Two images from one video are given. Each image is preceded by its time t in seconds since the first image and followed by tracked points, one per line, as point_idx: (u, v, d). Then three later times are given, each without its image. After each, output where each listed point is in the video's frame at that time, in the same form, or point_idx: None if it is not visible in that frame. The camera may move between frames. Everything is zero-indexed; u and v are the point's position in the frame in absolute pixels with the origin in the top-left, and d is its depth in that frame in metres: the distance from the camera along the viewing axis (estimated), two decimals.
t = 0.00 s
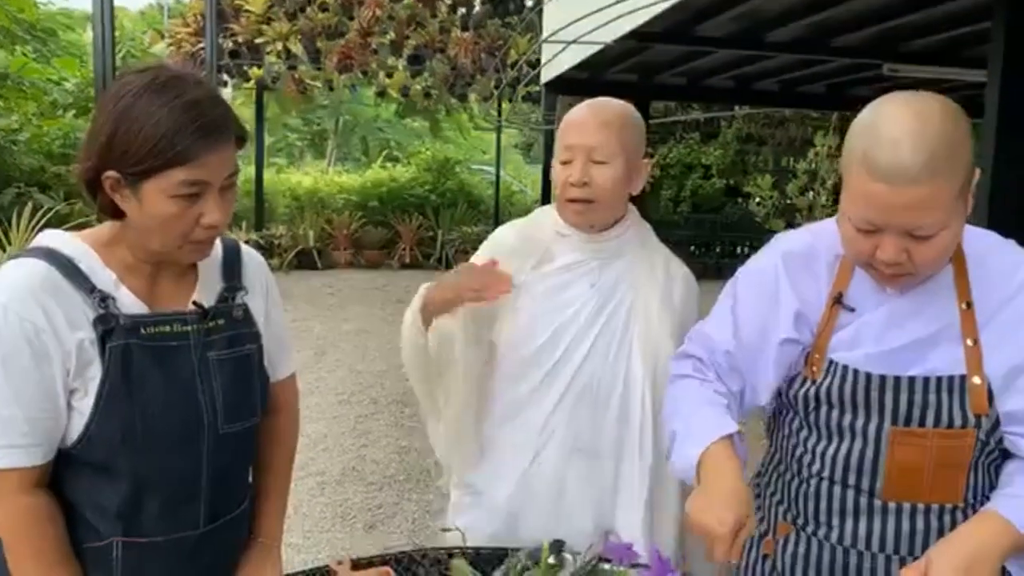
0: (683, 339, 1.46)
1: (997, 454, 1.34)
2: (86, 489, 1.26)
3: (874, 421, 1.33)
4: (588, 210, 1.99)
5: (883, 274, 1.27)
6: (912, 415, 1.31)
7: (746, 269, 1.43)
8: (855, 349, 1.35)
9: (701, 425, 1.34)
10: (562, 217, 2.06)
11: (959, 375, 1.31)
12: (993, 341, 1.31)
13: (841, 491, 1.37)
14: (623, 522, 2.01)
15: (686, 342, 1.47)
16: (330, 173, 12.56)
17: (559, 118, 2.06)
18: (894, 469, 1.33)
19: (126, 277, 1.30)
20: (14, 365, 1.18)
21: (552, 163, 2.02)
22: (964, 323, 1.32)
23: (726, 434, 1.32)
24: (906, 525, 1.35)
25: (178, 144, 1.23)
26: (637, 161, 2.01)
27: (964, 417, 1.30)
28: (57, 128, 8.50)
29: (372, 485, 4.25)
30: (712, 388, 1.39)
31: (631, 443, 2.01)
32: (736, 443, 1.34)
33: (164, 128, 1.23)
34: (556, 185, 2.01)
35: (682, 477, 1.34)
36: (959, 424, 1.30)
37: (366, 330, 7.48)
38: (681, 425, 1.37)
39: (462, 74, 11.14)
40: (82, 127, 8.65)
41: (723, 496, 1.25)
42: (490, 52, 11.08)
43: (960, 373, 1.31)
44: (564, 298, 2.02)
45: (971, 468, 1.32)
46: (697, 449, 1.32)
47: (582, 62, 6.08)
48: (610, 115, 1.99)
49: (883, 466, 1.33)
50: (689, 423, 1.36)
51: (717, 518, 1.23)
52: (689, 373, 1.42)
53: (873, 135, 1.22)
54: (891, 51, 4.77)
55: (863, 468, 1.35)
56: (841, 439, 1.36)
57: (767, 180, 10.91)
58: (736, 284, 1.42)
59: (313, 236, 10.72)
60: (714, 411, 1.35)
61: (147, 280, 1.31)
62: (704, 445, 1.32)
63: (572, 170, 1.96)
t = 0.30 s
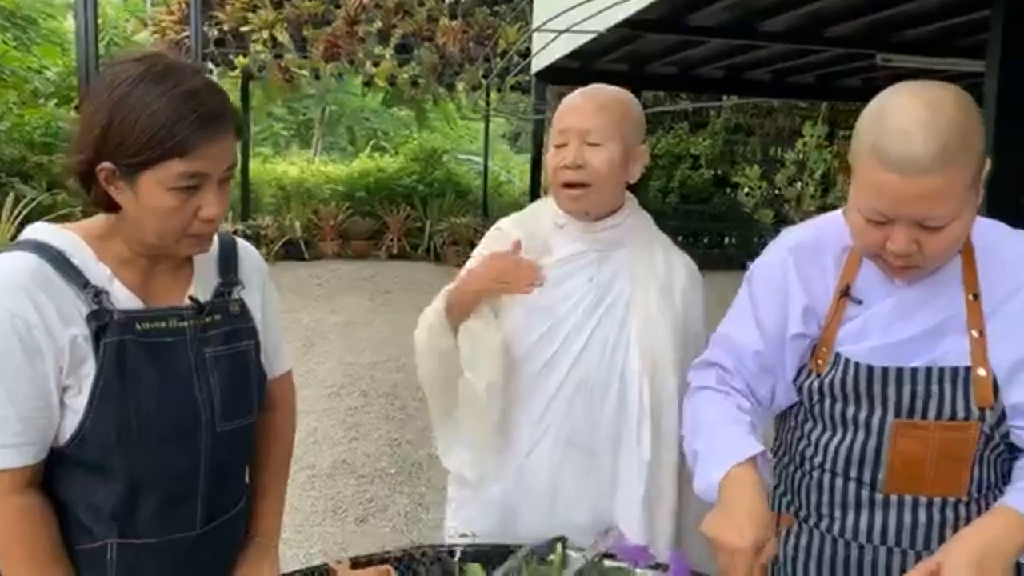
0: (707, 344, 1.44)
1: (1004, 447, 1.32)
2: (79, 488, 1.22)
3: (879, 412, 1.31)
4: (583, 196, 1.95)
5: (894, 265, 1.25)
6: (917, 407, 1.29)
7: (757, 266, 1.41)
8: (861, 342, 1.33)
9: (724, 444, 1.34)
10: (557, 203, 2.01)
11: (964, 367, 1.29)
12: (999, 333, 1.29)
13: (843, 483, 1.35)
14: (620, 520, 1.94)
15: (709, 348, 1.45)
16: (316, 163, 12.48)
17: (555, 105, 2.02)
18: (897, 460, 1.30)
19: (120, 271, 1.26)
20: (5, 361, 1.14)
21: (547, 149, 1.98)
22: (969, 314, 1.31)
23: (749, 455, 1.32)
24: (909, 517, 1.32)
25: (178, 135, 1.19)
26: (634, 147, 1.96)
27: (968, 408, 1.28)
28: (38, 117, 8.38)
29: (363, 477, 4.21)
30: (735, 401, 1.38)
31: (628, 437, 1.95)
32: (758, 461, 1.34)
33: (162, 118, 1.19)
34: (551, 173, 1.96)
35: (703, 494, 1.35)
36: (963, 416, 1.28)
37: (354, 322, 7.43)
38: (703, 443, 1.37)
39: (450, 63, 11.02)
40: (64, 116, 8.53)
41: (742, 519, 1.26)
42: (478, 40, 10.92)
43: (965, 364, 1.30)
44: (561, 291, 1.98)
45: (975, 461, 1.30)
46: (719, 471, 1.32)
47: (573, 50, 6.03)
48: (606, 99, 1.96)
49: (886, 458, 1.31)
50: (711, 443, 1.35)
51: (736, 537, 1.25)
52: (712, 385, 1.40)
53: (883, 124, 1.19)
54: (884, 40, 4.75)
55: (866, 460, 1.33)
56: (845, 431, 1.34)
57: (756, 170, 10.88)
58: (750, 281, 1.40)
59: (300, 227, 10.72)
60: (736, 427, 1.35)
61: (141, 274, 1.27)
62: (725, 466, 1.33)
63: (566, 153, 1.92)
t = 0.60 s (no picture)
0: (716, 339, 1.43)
1: (1007, 438, 1.32)
2: (79, 485, 1.20)
3: (881, 402, 1.31)
4: (579, 188, 1.93)
5: (900, 256, 1.24)
6: (921, 397, 1.29)
7: (761, 259, 1.41)
8: (864, 332, 1.33)
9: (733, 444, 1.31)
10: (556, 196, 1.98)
11: (966, 357, 1.30)
12: (1004, 324, 1.30)
13: (845, 472, 1.35)
14: (621, 514, 1.94)
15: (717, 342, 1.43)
16: (302, 153, 12.40)
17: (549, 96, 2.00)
18: (899, 448, 1.31)
19: (119, 264, 1.23)
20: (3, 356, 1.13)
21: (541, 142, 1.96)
22: (973, 305, 1.31)
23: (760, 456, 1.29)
24: (912, 507, 1.32)
25: (178, 127, 1.17)
26: (632, 138, 1.95)
27: (971, 398, 1.29)
28: (20, 106, 8.28)
29: (355, 470, 4.20)
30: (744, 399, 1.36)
31: (628, 431, 1.95)
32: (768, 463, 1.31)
33: (162, 111, 1.17)
34: (546, 165, 1.94)
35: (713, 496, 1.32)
36: (966, 406, 1.28)
37: (343, 313, 7.40)
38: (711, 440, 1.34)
39: (437, 53, 10.95)
40: (47, 105, 8.43)
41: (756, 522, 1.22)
42: (466, 30, 10.89)
43: (968, 354, 1.30)
44: (560, 285, 1.96)
45: (978, 451, 1.31)
46: (729, 471, 1.29)
47: (563, 40, 6.01)
48: (603, 88, 1.94)
49: (888, 446, 1.32)
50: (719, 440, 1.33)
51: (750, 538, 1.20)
52: (719, 379, 1.38)
53: (889, 114, 1.19)
54: (874, 30, 4.76)
55: (868, 448, 1.33)
56: (847, 420, 1.34)
57: (743, 160, 10.88)
58: (757, 274, 1.40)
59: (286, 218, 10.65)
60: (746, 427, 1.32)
61: (140, 268, 1.25)
62: (736, 467, 1.30)
63: (563, 145, 1.90)
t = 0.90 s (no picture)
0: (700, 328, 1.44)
1: (999, 438, 1.34)
2: (75, 491, 1.20)
3: (878, 404, 1.32)
4: (573, 201, 1.91)
5: (894, 260, 1.26)
6: (916, 399, 1.31)
7: (757, 255, 1.42)
8: (860, 335, 1.34)
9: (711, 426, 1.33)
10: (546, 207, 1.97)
11: (961, 360, 1.31)
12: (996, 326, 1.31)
13: (843, 474, 1.36)
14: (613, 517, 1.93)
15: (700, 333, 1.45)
16: (289, 147, 12.34)
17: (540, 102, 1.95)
18: (896, 451, 1.32)
19: (116, 272, 1.23)
20: None
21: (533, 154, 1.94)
22: (968, 309, 1.32)
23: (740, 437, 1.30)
24: (908, 508, 1.34)
25: (182, 145, 1.17)
26: (623, 144, 1.93)
27: (967, 401, 1.30)
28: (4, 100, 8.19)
29: (346, 468, 4.19)
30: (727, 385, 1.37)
31: (620, 433, 1.94)
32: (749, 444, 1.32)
33: (166, 129, 1.16)
34: (538, 177, 1.93)
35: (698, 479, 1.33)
36: (961, 409, 1.30)
37: (332, 309, 7.38)
38: (693, 424, 1.35)
39: (424, 48, 10.93)
40: (31, 99, 8.35)
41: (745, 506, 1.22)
42: (454, 25, 10.66)
43: (963, 358, 1.31)
44: (551, 287, 1.95)
45: (973, 453, 1.32)
46: (714, 451, 1.30)
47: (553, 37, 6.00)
48: (591, 93, 1.90)
49: (886, 449, 1.33)
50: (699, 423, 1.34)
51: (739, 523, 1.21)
52: (703, 368, 1.39)
53: (886, 121, 1.20)
54: (862, 28, 4.78)
55: (865, 450, 1.34)
56: (845, 423, 1.35)
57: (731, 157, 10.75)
58: (745, 272, 1.42)
59: (273, 213, 10.64)
60: (726, 408, 1.34)
61: (136, 276, 1.25)
62: (719, 448, 1.30)
63: (551, 164, 1.89)
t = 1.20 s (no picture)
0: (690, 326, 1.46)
1: (989, 442, 1.36)
2: (75, 501, 1.20)
3: (869, 406, 1.34)
4: (565, 205, 1.92)
5: (886, 266, 1.27)
6: (907, 402, 1.33)
7: (748, 260, 1.43)
8: (852, 339, 1.36)
9: (702, 415, 1.35)
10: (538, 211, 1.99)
11: (952, 364, 1.33)
12: (986, 329, 1.33)
13: (835, 476, 1.38)
14: (605, 521, 1.93)
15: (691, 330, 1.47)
16: (277, 145, 12.28)
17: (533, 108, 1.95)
18: (887, 452, 1.34)
19: (117, 281, 1.23)
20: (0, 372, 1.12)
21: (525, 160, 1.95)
22: (958, 314, 1.34)
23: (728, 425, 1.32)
24: (897, 510, 1.36)
25: (178, 145, 1.17)
26: (615, 151, 1.94)
27: (956, 403, 1.32)
28: None
29: (337, 468, 4.19)
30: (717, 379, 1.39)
31: (610, 437, 1.94)
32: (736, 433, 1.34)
33: (161, 131, 1.17)
34: (531, 183, 1.94)
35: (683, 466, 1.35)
36: (951, 411, 1.32)
37: (322, 308, 7.36)
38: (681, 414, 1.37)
39: (413, 47, 10.88)
40: (17, 97, 8.28)
41: (728, 489, 1.25)
42: (443, 24, 10.61)
43: (953, 361, 1.33)
44: (542, 292, 1.95)
45: (963, 455, 1.34)
46: (703, 437, 1.33)
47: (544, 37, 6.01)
48: (587, 101, 1.90)
49: (877, 451, 1.35)
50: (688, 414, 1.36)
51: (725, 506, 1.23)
52: (691, 362, 1.42)
53: (878, 131, 1.22)
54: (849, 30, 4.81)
55: (857, 452, 1.36)
56: (837, 426, 1.37)
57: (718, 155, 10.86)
58: (737, 273, 1.43)
59: (261, 212, 10.66)
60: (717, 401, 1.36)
61: (137, 284, 1.25)
62: (707, 435, 1.33)
63: (543, 169, 1.90)
